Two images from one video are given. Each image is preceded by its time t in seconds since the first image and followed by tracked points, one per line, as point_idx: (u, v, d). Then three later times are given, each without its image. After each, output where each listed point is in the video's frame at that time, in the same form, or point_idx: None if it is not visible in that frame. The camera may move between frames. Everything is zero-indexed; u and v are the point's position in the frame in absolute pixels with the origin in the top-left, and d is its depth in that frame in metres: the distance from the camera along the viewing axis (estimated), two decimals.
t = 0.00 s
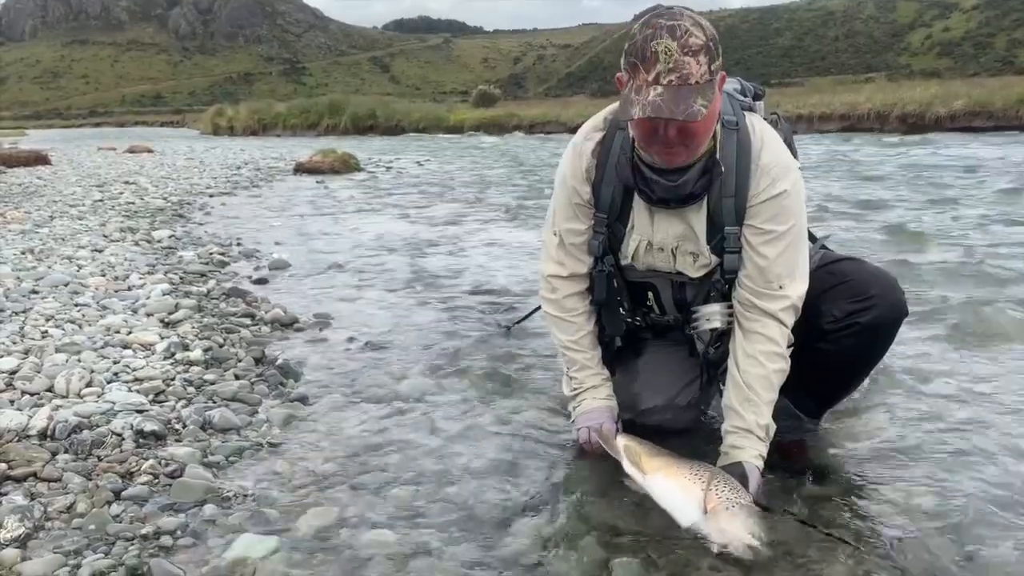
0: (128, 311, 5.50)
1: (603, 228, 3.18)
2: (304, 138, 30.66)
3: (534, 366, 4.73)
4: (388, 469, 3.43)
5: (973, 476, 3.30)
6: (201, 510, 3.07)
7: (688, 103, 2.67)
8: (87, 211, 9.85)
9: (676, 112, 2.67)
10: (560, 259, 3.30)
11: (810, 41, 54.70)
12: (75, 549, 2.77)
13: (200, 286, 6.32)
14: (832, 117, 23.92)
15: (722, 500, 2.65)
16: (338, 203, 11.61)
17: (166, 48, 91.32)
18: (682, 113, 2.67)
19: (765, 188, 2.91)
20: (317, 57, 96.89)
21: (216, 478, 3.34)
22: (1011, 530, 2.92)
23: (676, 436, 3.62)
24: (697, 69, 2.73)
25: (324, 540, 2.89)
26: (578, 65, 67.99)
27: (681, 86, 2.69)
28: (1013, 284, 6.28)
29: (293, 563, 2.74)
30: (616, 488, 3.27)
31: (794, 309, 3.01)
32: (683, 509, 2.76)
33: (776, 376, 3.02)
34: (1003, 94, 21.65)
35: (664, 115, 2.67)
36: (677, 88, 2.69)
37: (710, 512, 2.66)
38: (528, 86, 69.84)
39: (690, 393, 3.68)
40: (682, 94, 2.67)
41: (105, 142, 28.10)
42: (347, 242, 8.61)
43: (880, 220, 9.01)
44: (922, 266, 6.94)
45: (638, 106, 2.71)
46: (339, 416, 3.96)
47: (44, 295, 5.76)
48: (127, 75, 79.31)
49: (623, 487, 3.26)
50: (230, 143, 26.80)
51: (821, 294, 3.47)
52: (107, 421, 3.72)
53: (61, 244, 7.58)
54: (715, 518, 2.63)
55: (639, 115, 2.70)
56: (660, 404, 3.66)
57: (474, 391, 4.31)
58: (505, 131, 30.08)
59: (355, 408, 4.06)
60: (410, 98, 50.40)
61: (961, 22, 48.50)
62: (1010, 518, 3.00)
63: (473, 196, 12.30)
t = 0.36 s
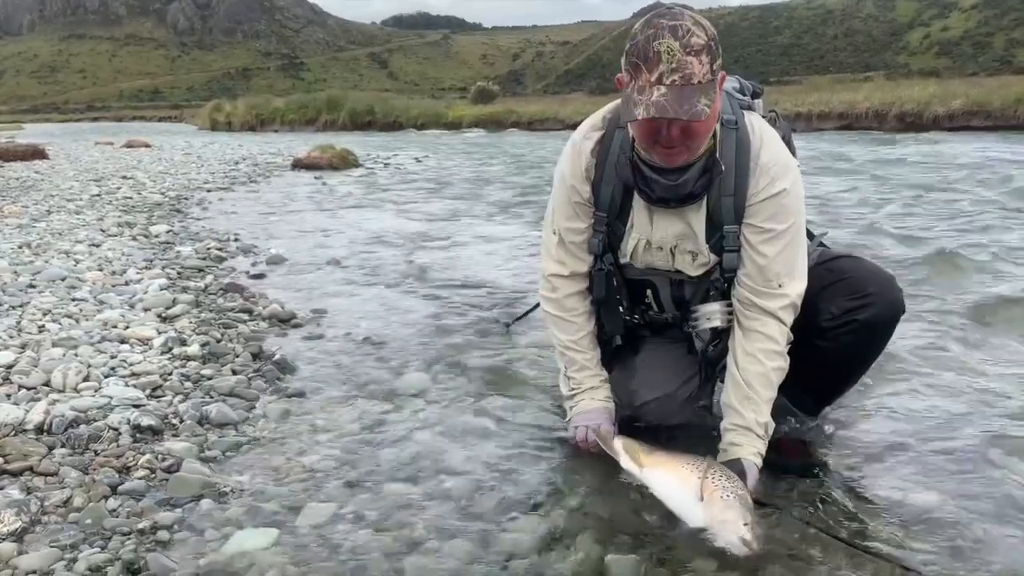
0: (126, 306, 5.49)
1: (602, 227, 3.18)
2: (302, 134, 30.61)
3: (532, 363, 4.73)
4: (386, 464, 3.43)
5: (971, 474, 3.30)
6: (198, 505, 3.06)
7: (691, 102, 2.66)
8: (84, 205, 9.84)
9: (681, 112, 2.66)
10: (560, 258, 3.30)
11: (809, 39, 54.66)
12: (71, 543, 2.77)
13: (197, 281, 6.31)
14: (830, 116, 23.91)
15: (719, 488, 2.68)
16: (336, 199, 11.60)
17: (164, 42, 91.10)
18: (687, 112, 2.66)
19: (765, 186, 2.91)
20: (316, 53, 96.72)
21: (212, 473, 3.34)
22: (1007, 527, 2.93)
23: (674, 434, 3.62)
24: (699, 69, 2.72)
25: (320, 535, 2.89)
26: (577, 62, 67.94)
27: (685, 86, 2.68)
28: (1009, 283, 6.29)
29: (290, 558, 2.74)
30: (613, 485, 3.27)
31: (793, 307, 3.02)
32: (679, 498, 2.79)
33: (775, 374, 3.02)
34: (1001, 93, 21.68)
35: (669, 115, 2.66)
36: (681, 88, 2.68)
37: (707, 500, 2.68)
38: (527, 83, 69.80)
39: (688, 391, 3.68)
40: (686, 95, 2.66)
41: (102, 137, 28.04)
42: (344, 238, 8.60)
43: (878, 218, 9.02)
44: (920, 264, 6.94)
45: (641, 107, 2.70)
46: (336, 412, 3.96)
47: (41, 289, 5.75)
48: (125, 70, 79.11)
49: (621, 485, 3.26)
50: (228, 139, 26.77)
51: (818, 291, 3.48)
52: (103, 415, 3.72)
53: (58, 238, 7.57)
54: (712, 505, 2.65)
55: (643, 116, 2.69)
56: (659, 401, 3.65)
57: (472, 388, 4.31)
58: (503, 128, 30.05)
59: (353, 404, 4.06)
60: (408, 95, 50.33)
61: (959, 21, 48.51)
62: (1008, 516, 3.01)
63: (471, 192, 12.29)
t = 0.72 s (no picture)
0: (124, 301, 5.49)
1: (601, 225, 3.18)
2: (302, 129, 30.58)
3: (530, 359, 4.73)
4: (383, 460, 3.43)
5: (968, 472, 3.31)
6: (196, 500, 3.07)
7: (691, 100, 2.66)
8: (83, 200, 9.82)
9: (681, 109, 2.66)
10: (560, 256, 3.30)
11: (809, 36, 54.58)
12: (69, 537, 2.77)
13: (196, 276, 6.30)
14: (831, 113, 23.88)
15: (707, 487, 2.75)
16: (335, 195, 11.59)
17: (164, 36, 90.93)
18: (687, 110, 2.67)
19: (762, 184, 2.91)
20: (315, 48, 96.54)
21: (211, 468, 3.34)
22: (1003, 525, 2.94)
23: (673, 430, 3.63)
24: (699, 66, 2.72)
25: (318, 530, 2.90)
26: (577, 58, 67.85)
27: (685, 83, 2.68)
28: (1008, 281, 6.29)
29: (288, 554, 2.74)
30: (611, 481, 3.28)
31: (790, 305, 3.02)
32: (676, 501, 2.87)
33: (773, 372, 3.03)
34: (1001, 91, 21.67)
35: (670, 112, 2.66)
36: (680, 85, 2.68)
37: (698, 501, 2.76)
38: (526, 79, 69.69)
39: (686, 387, 3.69)
40: (686, 93, 2.67)
41: (101, 131, 28.01)
42: (343, 233, 8.60)
43: (878, 216, 9.02)
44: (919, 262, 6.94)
45: (642, 104, 2.69)
46: (334, 407, 3.96)
47: (39, 284, 5.75)
48: (124, 64, 78.94)
49: (618, 481, 3.27)
50: (227, 134, 26.73)
51: (816, 288, 3.48)
52: (101, 410, 3.72)
53: (57, 233, 7.56)
54: (703, 504, 2.74)
55: (642, 113, 2.69)
56: (657, 399, 3.65)
57: (470, 384, 4.32)
58: (503, 124, 30.03)
59: (351, 399, 4.06)
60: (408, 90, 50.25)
61: (960, 18, 48.47)
62: (1004, 514, 3.01)
63: (470, 188, 12.29)
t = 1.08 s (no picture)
0: (125, 296, 5.49)
1: (601, 220, 3.18)
2: (303, 125, 30.56)
3: (531, 355, 4.73)
4: (384, 457, 3.43)
5: (969, 470, 3.31)
6: (196, 496, 3.07)
7: (683, 55, 2.64)
8: (83, 195, 9.81)
9: (671, 61, 2.64)
10: (558, 251, 3.31)
11: (811, 33, 54.47)
12: (70, 533, 2.77)
13: (197, 271, 6.30)
14: (832, 111, 23.85)
15: (692, 495, 2.62)
16: (335, 191, 11.58)
17: (165, 32, 90.83)
18: (678, 63, 2.64)
19: (764, 179, 2.91)
20: (316, 44, 96.44)
21: (211, 463, 3.34)
22: (1004, 523, 2.94)
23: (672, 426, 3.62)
24: (688, 27, 2.70)
25: (319, 525, 2.90)
26: (579, 55, 67.78)
27: (674, 44, 2.66)
28: (1010, 280, 6.28)
29: (289, 549, 2.74)
30: (610, 478, 3.28)
31: (789, 302, 3.01)
32: (659, 501, 2.75)
33: (770, 368, 3.02)
34: (1003, 90, 21.65)
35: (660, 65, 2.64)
36: (670, 46, 2.66)
37: (678, 506, 2.63)
38: (528, 76, 69.59)
39: (687, 385, 3.65)
40: (676, 50, 2.65)
41: (103, 126, 27.98)
42: (344, 229, 8.59)
43: (880, 214, 9.01)
44: (919, 260, 6.93)
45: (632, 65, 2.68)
46: (335, 403, 3.96)
47: (40, 279, 5.75)
48: (126, 59, 78.85)
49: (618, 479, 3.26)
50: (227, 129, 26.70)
51: (818, 286, 3.48)
52: (102, 405, 3.72)
53: (57, 228, 7.56)
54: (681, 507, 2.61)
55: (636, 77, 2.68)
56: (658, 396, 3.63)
57: (471, 380, 4.32)
58: (504, 120, 30.00)
59: (351, 395, 4.06)
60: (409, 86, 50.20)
61: (962, 16, 48.37)
62: (1005, 512, 3.01)
63: (471, 185, 12.28)
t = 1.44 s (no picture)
0: (127, 294, 5.49)
1: (602, 221, 3.18)
2: (304, 124, 30.57)
3: (532, 354, 4.73)
4: (387, 455, 3.42)
5: (970, 468, 3.31)
6: (198, 494, 3.07)
7: (683, 91, 2.65)
8: (85, 193, 9.82)
9: (672, 103, 2.66)
10: (558, 251, 3.32)
11: (812, 32, 54.40)
12: (72, 531, 2.77)
13: (199, 270, 6.30)
14: (833, 109, 23.84)
15: (695, 501, 2.62)
16: (336, 189, 11.58)
17: (166, 30, 90.83)
18: (679, 103, 2.66)
19: (762, 182, 2.91)
20: (317, 42, 96.42)
21: (213, 462, 3.34)
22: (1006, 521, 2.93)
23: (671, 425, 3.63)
24: (691, 57, 2.71)
25: (320, 524, 2.89)
26: (580, 53, 67.76)
27: (676, 75, 2.67)
28: (1012, 278, 6.27)
29: (291, 548, 2.74)
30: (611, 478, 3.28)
31: (787, 302, 3.02)
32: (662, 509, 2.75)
33: (766, 369, 3.03)
34: (1005, 88, 21.63)
35: (661, 106, 2.66)
36: (672, 78, 2.67)
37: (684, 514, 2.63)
38: (529, 74, 69.55)
39: (687, 384, 3.65)
40: (678, 84, 2.66)
41: (104, 124, 27.98)
42: (346, 228, 8.59)
43: (881, 212, 9.00)
44: (920, 258, 6.93)
45: (634, 100, 2.70)
46: (337, 402, 3.96)
47: (41, 277, 5.74)
48: (127, 58, 78.83)
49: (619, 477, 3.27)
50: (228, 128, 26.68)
51: (817, 285, 3.47)
52: (104, 404, 3.72)
53: (59, 226, 7.56)
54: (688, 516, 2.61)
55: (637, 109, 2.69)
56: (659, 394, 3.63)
57: (472, 378, 4.31)
58: (505, 118, 29.99)
59: (353, 394, 4.06)
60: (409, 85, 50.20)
61: (964, 14, 48.31)
62: (1007, 509, 3.01)
63: (473, 183, 12.28)
